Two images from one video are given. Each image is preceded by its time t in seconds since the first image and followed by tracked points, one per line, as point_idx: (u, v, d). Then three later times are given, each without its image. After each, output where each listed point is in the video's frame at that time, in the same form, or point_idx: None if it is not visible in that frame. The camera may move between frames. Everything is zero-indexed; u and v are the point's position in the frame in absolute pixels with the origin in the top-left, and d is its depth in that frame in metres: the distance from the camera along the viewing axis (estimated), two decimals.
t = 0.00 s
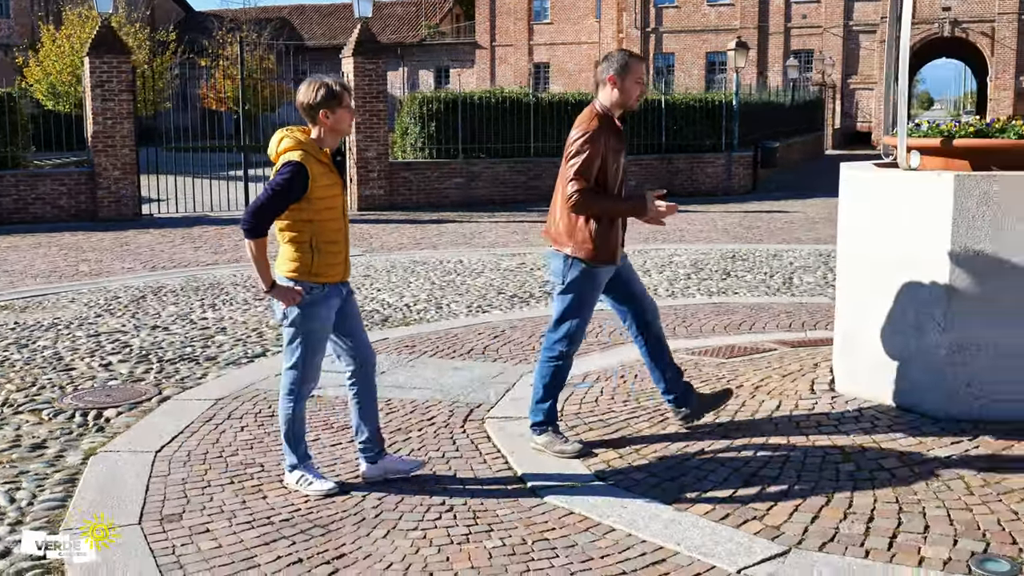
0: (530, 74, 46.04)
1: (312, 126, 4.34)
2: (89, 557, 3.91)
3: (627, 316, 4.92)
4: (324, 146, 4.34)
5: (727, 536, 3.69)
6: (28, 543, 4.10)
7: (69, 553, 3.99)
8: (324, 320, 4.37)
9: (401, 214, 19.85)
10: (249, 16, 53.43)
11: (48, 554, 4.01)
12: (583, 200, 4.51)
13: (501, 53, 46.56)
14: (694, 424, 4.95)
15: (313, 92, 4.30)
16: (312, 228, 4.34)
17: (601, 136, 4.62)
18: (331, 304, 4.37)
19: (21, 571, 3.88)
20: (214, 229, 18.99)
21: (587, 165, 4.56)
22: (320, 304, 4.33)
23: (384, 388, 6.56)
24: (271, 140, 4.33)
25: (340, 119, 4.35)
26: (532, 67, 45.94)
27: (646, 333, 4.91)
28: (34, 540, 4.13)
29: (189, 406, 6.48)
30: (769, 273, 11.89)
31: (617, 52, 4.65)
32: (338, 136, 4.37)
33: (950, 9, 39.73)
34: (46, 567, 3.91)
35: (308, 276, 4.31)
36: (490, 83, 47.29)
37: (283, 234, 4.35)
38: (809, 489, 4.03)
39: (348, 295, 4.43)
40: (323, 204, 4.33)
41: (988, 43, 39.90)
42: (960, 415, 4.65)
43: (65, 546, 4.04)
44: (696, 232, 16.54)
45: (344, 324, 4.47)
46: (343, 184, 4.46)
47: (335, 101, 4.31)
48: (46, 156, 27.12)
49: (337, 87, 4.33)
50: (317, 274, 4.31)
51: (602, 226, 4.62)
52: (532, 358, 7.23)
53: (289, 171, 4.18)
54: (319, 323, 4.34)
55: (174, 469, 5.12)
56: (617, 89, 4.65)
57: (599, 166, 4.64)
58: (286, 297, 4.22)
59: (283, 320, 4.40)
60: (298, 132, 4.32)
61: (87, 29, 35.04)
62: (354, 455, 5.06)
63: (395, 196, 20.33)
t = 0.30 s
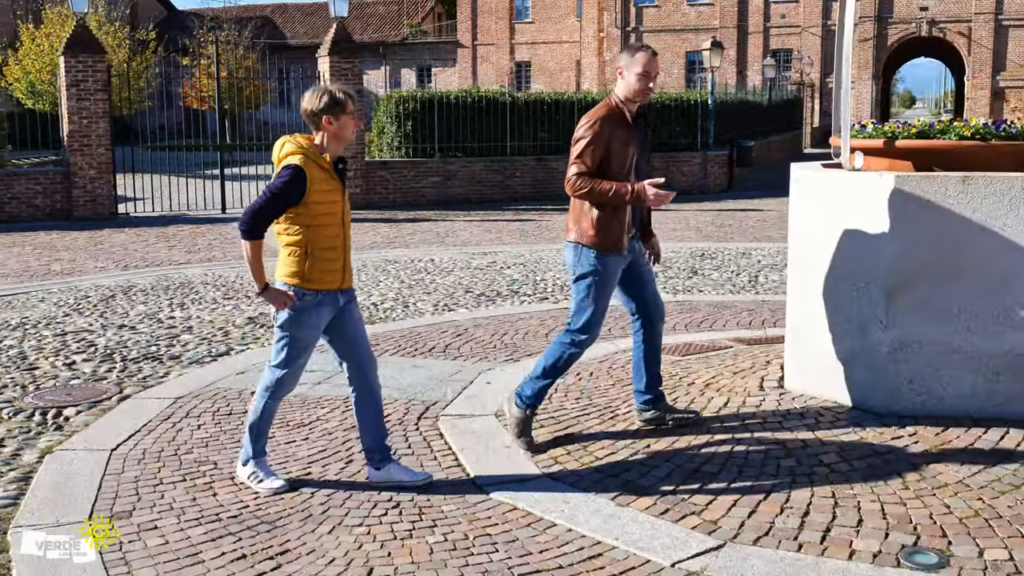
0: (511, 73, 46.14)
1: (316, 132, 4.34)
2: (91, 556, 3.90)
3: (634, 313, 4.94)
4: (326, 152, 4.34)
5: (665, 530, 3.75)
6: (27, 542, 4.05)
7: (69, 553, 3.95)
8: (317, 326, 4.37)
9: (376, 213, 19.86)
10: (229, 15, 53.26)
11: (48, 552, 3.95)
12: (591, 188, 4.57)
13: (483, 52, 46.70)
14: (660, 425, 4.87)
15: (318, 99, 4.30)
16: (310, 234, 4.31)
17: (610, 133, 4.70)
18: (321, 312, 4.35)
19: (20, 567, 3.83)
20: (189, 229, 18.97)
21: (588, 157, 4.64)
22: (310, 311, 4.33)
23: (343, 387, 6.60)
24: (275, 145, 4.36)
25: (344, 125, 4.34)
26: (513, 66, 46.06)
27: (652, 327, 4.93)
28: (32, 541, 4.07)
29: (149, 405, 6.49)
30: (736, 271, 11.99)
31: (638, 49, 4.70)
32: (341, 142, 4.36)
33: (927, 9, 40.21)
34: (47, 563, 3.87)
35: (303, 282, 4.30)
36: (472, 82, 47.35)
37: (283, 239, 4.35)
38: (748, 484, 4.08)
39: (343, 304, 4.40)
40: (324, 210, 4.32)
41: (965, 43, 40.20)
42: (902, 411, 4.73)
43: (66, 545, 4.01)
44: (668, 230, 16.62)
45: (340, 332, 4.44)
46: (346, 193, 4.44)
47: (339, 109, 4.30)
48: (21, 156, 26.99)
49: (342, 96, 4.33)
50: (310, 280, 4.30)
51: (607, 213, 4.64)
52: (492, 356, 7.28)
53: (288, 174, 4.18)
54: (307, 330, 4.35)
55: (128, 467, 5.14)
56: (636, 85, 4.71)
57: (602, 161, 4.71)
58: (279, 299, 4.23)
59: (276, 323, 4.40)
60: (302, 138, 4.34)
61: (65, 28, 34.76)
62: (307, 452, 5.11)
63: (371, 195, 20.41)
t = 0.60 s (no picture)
0: (498, 72, 46.22)
1: (318, 127, 4.26)
2: (92, 557, 3.89)
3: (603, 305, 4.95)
4: (327, 146, 4.26)
5: (607, 528, 3.79)
6: (29, 543, 4.01)
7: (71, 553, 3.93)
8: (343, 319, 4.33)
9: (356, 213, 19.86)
10: (215, 15, 53.14)
11: (50, 553, 3.92)
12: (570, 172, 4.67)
13: (470, 52, 46.81)
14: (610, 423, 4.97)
15: (319, 94, 4.21)
16: (315, 227, 4.28)
17: (602, 117, 4.75)
18: (341, 304, 4.31)
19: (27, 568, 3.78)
20: (170, 229, 18.94)
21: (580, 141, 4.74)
22: (330, 304, 4.30)
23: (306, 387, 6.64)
24: (280, 140, 4.31)
25: (346, 120, 4.25)
26: (500, 66, 46.13)
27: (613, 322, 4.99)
28: (34, 541, 4.03)
29: (111, 405, 6.48)
30: (709, 270, 12.08)
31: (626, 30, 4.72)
32: (344, 136, 4.27)
33: (911, 9, 40.59)
34: (49, 563, 3.84)
35: (314, 277, 4.27)
36: (459, 82, 47.42)
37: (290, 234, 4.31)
38: (693, 482, 4.11)
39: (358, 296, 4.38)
40: (328, 201, 4.28)
41: (949, 43, 40.47)
42: (850, 410, 4.78)
43: (67, 545, 3.98)
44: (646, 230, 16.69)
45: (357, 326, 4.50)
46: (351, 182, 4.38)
47: (341, 103, 4.20)
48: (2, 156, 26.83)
49: (343, 90, 4.22)
50: (323, 273, 4.27)
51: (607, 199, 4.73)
52: (456, 355, 7.32)
53: (288, 170, 4.14)
54: (333, 324, 4.31)
55: (84, 467, 5.13)
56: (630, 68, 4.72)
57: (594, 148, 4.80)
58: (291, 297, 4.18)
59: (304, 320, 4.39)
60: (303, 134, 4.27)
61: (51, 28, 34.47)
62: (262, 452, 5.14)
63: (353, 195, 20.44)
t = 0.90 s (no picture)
0: (492, 72, 46.23)
1: (315, 131, 4.30)
2: (92, 557, 3.89)
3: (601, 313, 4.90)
4: (325, 149, 4.28)
5: (554, 527, 3.81)
6: (28, 543, 4.01)
7: (69, 553, 3.93)
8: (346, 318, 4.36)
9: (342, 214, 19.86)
10: (209, 16, 53.11)
11: (48, 553, 3.92)
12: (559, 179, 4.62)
13: (464, 52, 46.76)
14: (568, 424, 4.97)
15: (315, 97, 4.24)
16: (312, 230, 4.29)
17: (591, 125, 4.65)
18: (339, 303, 4.34)
19: (25, 569, 3.78)
20: (157, 229, 18.94)
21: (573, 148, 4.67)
22: (333, 302, 4.32)
23: (273, 388, 6.65)
24: (276, 143, 4.31)
25: (341, 122, 4.29)
26: (494, 66, 46.15)
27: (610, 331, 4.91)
28: (33, 542, 4.03)
29: (78, 407, 6.47)
30: (690, 270, 12.11)
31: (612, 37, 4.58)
32: (340, 138, 4.29)
33: (902, 8, 40.73)
34: (46, 565, 3.84)
35: (314, 278, 4.29)
36: (453, 82, 47.36)
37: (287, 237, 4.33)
38: (643, 483, 4.14)
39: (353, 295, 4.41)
40: (322, 204, 4.28)
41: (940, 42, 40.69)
42: (804, 409, 4.79)
43: (68, 545, 3.98)
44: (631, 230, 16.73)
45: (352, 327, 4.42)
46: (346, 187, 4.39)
47: (337, 106, 4.25)
48: None
49: (338, 92, 4.27)
50: (323, 274, 4.30)
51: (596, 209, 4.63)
52: (425, 356, 7.34)
53: (286, 173, 4.15)
54: (336, 320, 4.32)
55: (46, 468, 5.14)
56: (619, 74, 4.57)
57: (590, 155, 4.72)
58: (290, 298, 4.20)
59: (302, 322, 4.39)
60: (301, 137, 4.28)
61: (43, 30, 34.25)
62: (224, 452, 5.17)
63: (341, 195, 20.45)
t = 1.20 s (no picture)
0: (487, 73, 46.18)
1: (328, 138, 4.27)
2: (91, 557, 3.89)
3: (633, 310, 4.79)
4: (341, 158, 4.27)
5: (508, 528, 3.86)
6: (25, 544, 4.03)
7: (68, 554, 3.94)
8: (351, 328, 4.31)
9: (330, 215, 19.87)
10: (204, 16, 53.06)
11: (48, 553, 3.94)
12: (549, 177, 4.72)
13: (459, 52, 46.78)
14: (530, 426, 5.01)
15: (328, 107, 4.21)
16: (334, 239, 4.29)
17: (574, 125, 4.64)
18: (356, 310, 4.33)
19: (23, 570, 3.80)
20: (145, 230, 18.96)
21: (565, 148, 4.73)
22: (345, 310, 4.30)
23: (245, 387, 6.68)
24: (289, 153, 4.28)
25: (354, 131, 4.26)
26: (489, 66, 46.12)
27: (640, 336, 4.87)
28: (32, 542, 4.06)
29: (50, 407, 6.47)
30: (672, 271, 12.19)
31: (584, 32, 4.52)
32: (353, 147, 4.29)
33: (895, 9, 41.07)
34: (46, 565, 3.85)
35: (334, 284, 4.28)
36: (449, 83, 47.30)
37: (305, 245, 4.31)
38: (600, 483, 4.17)
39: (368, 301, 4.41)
40: (340, 212, 4.27)
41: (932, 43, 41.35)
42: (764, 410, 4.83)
43: (62, 547, 3.99)
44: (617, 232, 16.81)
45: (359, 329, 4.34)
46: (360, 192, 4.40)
47: (350, 115, 4.22)
48: None
49: (350, 99, 4.24)
50: (342, 281, 4.28)
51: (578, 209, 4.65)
52: (399, 357, 7.39)
53: (306, 184, 4.12)
54: (351, 328, 4.31)
55: (13, 468, 5.14)
56: (594, 71, 4.50)
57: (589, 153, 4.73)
58: (314, 305, 4.19)
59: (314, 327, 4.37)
60: (315, 145, 4.24)
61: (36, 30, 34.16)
62: (190, 453, 5.19)
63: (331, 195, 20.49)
